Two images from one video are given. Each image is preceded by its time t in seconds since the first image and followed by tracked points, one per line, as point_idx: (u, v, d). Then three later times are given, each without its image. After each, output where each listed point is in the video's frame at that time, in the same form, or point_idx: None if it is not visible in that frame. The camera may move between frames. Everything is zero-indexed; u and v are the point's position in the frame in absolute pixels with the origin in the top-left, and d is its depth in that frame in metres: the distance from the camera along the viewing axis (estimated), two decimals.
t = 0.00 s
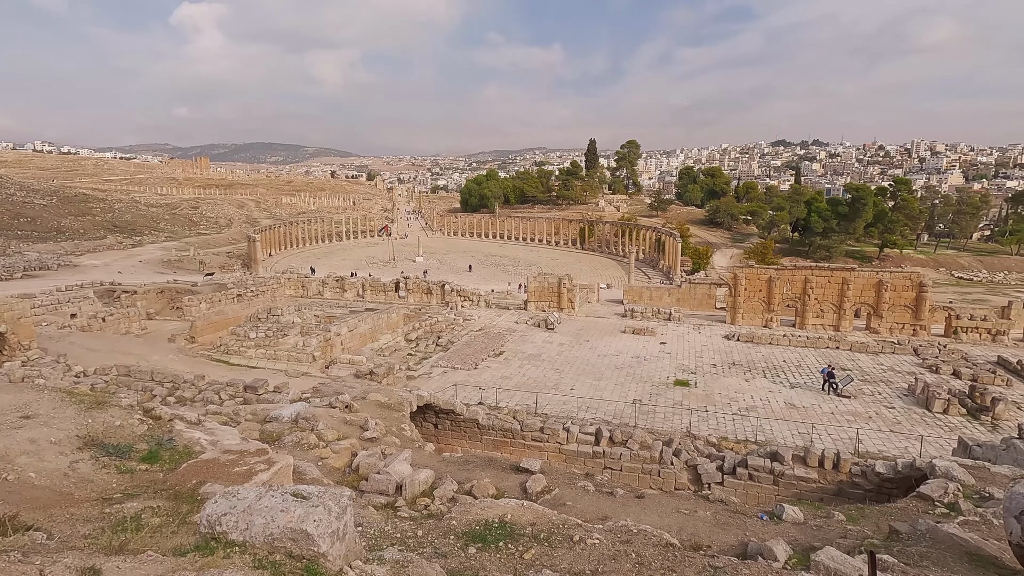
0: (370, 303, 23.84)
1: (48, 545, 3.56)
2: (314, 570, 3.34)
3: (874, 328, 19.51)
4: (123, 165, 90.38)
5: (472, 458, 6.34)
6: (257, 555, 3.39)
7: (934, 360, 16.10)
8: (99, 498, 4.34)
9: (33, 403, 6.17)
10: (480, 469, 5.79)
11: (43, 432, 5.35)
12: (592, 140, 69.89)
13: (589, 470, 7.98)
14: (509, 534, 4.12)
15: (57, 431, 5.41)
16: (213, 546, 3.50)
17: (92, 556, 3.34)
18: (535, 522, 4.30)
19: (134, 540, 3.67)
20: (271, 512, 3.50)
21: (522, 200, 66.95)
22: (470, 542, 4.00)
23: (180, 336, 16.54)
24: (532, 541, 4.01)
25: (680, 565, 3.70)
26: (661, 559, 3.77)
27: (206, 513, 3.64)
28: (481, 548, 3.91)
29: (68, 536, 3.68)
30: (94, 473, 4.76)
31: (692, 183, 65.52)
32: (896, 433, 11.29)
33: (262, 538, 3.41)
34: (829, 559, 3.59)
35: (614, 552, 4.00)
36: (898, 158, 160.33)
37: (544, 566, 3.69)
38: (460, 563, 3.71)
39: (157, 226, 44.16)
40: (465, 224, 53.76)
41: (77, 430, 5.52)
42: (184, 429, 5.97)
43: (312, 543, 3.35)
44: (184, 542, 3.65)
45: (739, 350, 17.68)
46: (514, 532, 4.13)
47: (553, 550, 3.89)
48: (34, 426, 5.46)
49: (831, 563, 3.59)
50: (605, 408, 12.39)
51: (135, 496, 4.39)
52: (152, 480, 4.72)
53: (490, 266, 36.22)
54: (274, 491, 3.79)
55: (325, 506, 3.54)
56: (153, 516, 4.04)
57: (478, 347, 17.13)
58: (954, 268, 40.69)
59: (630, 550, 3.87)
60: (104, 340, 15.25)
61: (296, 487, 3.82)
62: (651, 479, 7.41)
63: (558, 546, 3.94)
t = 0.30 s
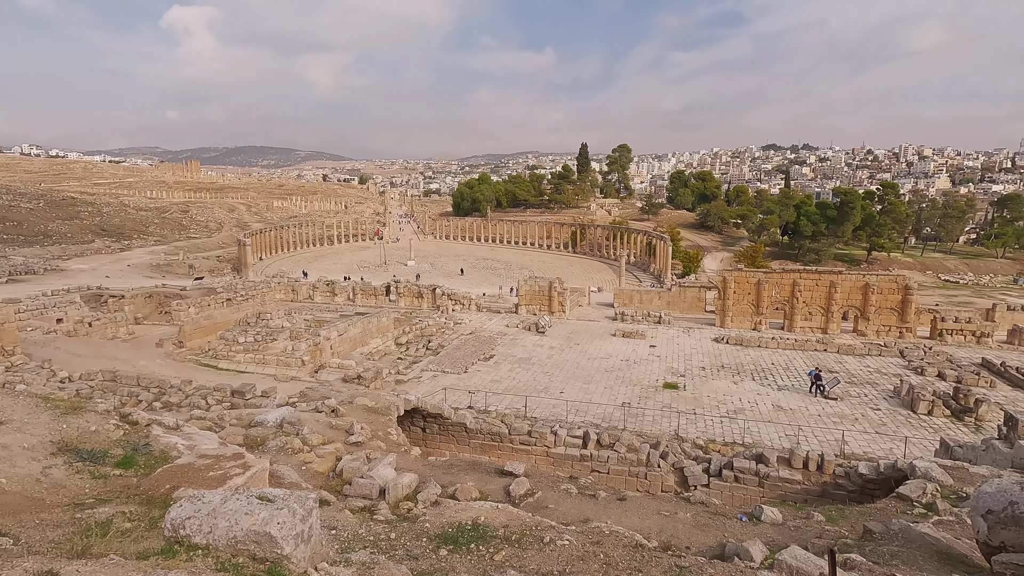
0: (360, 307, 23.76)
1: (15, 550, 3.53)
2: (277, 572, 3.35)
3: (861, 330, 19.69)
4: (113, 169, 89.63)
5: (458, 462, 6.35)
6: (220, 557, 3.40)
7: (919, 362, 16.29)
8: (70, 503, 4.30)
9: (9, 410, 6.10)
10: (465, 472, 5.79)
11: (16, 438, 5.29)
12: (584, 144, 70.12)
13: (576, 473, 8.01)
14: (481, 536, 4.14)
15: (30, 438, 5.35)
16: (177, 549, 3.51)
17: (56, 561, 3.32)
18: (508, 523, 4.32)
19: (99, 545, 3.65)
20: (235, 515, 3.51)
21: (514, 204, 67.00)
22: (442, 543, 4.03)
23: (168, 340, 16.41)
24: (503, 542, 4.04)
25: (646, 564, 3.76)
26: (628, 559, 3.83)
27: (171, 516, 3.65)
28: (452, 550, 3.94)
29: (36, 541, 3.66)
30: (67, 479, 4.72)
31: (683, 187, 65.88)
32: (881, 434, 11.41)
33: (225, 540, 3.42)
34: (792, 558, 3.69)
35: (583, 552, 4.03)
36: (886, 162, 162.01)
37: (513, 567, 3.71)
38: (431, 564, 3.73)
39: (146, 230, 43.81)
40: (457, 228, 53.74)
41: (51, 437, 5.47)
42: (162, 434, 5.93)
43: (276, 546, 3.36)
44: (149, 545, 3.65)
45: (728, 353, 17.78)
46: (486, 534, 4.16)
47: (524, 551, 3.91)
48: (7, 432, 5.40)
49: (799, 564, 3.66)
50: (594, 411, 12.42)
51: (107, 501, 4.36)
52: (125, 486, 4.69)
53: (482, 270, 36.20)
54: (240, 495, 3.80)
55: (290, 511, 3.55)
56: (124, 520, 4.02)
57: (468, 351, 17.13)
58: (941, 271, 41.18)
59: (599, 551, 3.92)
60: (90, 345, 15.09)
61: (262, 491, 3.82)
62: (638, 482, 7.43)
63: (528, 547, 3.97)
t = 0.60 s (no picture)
0: (354, 313, 23.72)
1: None
2: None
3: (853, 336, 19.79)
4: (108, 174, 89.41)
5: (446, 468, 6.35)
6: (186, 564, 3.39)
7: (910, 367, 16.36)
8: (45, 510, 4.26)
9: None
10: (451, 478, 5.80)
11: None
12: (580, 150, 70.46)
13: (566, 479, 8.00)
14: (457, 541, 4.14)
15: (7, 446, 5.31)
16: (143, 555, 3.50)
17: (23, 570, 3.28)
18: (483, 529, 4.32)
19: (68, 552, 3.62)
20: (201, 520, 3.49)
21: (509, 209, 67.11)
22: (417, 549, 4.03)
23: (160, 347, 16.34)
24: (477, 547, 4.03)
25: (617, 568, 3.79)
26: (601, 565, 3.83)
27: (138, 523, 3.63)
28: (426, 555, 3.94)
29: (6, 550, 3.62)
30: (44, 486, 4.68)
31: (678, 193, 66.16)
32: (871, 439, 11.45)
33: (190, 546, 3.41)
34: (761, 560, 3.74)
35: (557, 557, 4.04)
36: (879, 169, 163.12)
37: (485, 571, 3.72)
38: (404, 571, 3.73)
39: (140, 236, 43.63)
40: (452, 234, 53.76)
41: (29, 445, 5.43)
42: (143, 441, 5.88)
43: (241, 551, 3.35)
44: (116, 551, 3.63)
45: (721, 358, 17.82)
46: (461, 539, 4.16)
47: (497, 556, 3.91)
48: None
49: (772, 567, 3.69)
50: (587, 417, 12.42)
51: (82, 508, 4.32)
52: (102, 492, 4.64)
53: (477, 275, 36.20)
54: (208, 500, 3.79)
55: (256, 515, 3.53)
56: (98, 527, 3.98)
57: (462, 357, 17.11)
58: (933, 276, 41.43)
59: (572, 556, 3.93)
60: (81, 351, 15.00)
61: (230, 496, 3.81)
62: (628, 488, 7.42)
63: (502, 552, 3.96)
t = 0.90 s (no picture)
0: (348, 319, 23.68)
1: None
2: None
3: (845, 341, 19.88)
4: (102, 180, 89.21)
5: (434, 474, 6.35)
6: (155, 566, 3.41)
7: (901, 373, 16.44)
8: (22, 516, 4.22)
9: None
10: (439, 484, 5.80)
11: None
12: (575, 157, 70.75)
13: (557, 484, 8.00)
14: (433, 545, 4.15)
15: None
16: (114, 558, 3.51)
17: None
18: (460, 533, 4.33)
19: (41, 556, 3.61)
20: (172, 523, 3.52)
21: (505, 215, 67.21)
22: (392, 553, 4.03)
23: (152, 353, 16.27)
24: (453, 551, 4.04)
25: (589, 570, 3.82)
26: (573, 567, 3.86)
27: (110, 526, 3.66)
28: (402, 558, 3.95)
29: None
30: (22, 491, 4.64)
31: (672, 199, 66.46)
32: (862, 444, 11.50)
33: (160, 549, 3.43)
34: (729, 562, 3.80)
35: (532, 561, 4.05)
36: (872, 175, 164.37)
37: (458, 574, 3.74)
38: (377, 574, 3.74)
39: (134, 242, 43.45)
40: (447, 239, 53.79)
41: (10, 452, 5.38)
42: (125, 448, 5.85)
43: (211, 553, 3.37)
44: (87, 554, 3.64)
45: (714, 364, 17.88)
46: (437, 543, 4.17)
47: (471, 559, 3.93)
48: None
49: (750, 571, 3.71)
50: (579, 423, 12.43)
51: (60, 513, 4.29)
52: (81, 497, 4.61)
53: (472, 281, 36.21)
54: (180, 504, 3.81)
55: (227, 519, 3.55)
56: (75, 532, 3.95)
57: (455, 363, 17.10)
58: (926, 282, 41.69)
59: (546, 559, 3.95)
60: (72, 358, 14.91)
61: (202, 500, 3.84)
62: (618, 493, 7.42)
63: (476, 556, 3.98)
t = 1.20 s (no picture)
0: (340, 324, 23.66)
1: None
2: None
3: (834, 345, 20.05)
4: (94, 184, 88.71)
5: (422, 477, 6.40)
6: (130, 566, 3.44)
7: (890, 376, 16.59)
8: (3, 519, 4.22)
9: None
10: (426, 488, 5.85)
11: None
12: (568, 161, 71.02)
13: (546, 488, 8.03)
14: (410, 546, 4.19)
15: None
16: (90, 558, 3.55)
17: None
18: (438, 534, 4.37)
19: (17, 558, 3.62)
20: (148, 524, 3.56)
21: (499, 220, 67.32)
22: (370, 553, 4.07)
23: (142, 358, 16.21)
24: (430, 552, 4.09)
25: (561, 570, 3.89)
26: (545, 566, 3.93)
27: (86, 527, 3.69)
28: (379, 559, 4.00)
29: None
30: (3, 495, 4.63)
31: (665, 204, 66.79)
32: (850, 447, 11.61)
33: (136, 549, 3.47)
34: (697, 562, 3.87)
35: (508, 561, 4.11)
36: (863, 180, 165.87)
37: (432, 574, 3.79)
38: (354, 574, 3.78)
39: (125, 246, 43.24)
40: (441, 244, 53.84)
41: None
42: (110, 453, 5.85)
43: (185, 553, 3.41)
44: (65, 553, 3.66)
45: (705, 368, 17.99)
46: (415, 544, 4.21)
47: (448, 560, 3.98)
48: None
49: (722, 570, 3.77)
50: (570, 427, 12.49)
51: (41, 516, 4.29)
52: (64, 501, 4.61)
53: (466, 286, 36.25)
54: (156, 506, 3.84)
55: (201, 520, 3.59)
56: (55, 535, 3.94)
57: (448, 367, 17.13)
58: (916, 286, 42.07)
59: (519, 559, 4.00)
60: (62, 363, 14.83)
61: (178, 502, 3.87)
62: (607, 497, 7.46)
63: (452, 556, 4.03)
